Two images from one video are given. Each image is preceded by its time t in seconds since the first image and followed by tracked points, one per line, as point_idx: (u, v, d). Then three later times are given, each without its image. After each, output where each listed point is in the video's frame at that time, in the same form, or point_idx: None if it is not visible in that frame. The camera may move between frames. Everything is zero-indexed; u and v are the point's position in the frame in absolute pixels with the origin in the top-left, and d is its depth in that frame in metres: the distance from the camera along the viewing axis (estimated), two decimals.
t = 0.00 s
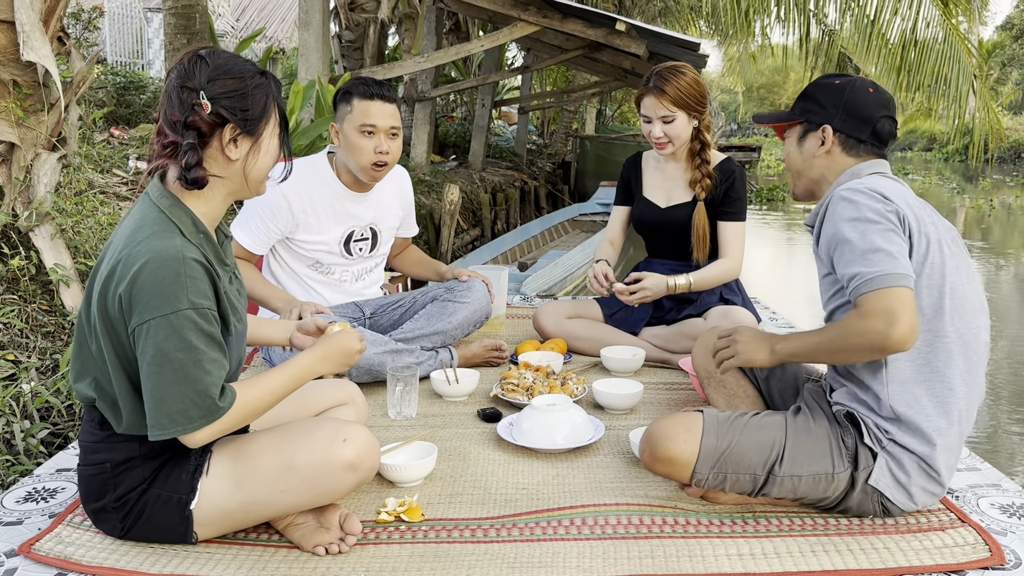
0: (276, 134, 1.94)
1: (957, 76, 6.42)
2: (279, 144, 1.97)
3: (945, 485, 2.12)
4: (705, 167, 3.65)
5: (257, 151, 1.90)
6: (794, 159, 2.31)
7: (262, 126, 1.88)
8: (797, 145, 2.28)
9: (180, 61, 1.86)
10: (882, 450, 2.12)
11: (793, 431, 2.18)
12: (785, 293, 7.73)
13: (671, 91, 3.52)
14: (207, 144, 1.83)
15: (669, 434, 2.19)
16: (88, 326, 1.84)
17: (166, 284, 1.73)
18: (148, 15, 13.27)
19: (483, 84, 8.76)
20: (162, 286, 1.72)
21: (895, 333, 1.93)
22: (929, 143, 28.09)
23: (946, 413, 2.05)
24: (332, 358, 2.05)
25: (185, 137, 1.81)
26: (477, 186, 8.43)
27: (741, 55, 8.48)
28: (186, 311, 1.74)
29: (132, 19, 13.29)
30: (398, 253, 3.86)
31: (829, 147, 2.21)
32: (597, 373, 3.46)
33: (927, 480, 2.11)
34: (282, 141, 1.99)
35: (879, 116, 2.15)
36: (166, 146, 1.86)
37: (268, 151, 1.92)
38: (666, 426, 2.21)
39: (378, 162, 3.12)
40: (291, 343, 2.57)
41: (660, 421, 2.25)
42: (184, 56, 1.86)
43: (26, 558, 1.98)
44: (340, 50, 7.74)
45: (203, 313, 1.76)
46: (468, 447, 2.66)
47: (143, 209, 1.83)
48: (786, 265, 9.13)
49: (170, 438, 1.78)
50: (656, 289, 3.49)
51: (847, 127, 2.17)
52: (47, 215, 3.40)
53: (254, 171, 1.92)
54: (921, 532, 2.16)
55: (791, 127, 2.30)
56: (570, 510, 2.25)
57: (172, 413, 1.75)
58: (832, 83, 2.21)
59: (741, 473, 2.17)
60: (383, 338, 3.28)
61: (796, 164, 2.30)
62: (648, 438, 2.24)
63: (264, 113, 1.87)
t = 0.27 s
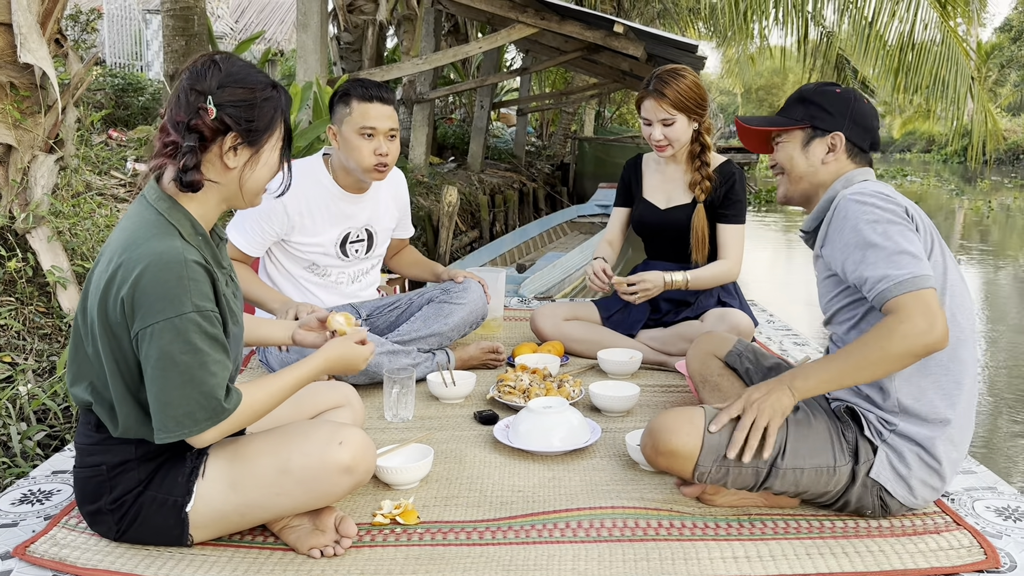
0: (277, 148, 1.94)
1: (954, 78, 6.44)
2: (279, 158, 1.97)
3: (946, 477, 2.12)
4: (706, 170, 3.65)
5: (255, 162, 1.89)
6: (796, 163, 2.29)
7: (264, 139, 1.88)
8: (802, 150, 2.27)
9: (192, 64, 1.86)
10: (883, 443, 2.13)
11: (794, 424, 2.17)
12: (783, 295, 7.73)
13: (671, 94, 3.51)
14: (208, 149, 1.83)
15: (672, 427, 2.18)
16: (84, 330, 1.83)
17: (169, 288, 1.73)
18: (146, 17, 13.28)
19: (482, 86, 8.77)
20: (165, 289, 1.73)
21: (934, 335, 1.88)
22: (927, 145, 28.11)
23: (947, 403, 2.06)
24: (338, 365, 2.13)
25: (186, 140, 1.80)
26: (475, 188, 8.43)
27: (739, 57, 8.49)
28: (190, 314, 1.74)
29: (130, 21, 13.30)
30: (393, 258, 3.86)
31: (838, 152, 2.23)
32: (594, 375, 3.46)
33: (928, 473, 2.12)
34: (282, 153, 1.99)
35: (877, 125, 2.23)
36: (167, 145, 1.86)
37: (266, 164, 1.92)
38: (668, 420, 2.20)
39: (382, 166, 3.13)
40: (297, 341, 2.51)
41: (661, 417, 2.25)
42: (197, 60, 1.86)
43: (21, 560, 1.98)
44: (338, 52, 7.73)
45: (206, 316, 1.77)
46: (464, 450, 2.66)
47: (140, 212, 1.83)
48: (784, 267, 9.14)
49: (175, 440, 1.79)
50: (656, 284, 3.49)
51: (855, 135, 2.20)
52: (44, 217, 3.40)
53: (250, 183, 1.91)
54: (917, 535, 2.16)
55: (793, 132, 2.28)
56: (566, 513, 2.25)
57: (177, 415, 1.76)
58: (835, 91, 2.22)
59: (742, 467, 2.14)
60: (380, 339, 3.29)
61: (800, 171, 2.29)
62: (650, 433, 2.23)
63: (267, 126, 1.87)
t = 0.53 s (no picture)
0: (278, 177, 1.94)
1: (952, 80, 6.45)
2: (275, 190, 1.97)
3: (941, 480, 2.12)
4: (703, 171, 3.66)
5: (250, 184, 1.89)
6: (784, 172, 2.25)
7: (268, 166, 1.89)
8: (791, 159, 2.23)
9: (225, 74, 1.88)
10: (878, 447, 2.13)
11: (789, 429, 2.17)
12: (781, 297, 7.74)
13: (671, 96, 3.51)
14: (212, 155, 1.82)
15: (665, 428, 2.20)
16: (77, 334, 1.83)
17: (163, 290, 1.73)
18: (145, 18, 13.28)
19: (480, 87, 8.77)
20: (158, 291, 1.73)
21: (899, 361, 1.94)
22: (926, 146, 28.16)
23: (940, 407, 2.07)
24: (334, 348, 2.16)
25: (192, 140, 1.79)
26: (474, 189, 8.44)
27: (738, 59, 8.49)
28: (185, 315, 1.74)
29: (130, 23, 13.32)
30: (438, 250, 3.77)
31: (828, 156, 2.21)
32: (591, 376, 3.47)
33: (922, 476, 2.12)
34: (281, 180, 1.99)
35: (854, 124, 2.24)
36: (172, 143, 1.85)
37: (258, 191, 1.91)
38: (659, 422, 2.23)
39: (381, 182, 3.08)
40: (297, 328, 2.55)
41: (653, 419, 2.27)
42: (231, 72, 1.88)
43: (16, 562, 1.98)
44: (336, 54, 7.73)
45: (201, 316, 1.77)
46: (460, 451, 2.66)
47: (130, 215, 1.82)
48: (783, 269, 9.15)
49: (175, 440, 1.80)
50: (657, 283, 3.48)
51: (840, 136, 2.20)
52: (40, 219, 3.40)
53: (236, 205, 1.91)
54: (912, 535, 2.16)
55: (779, 143, 2.23)
56: (561, 514, 2.25)
57: (176, 416, 1.77)
58: (812, 96, 2.20)
59: (735, 469, 2.15)
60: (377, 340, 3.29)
61: (792, 180, 2.25)
62: (644, 435, 2.26)
63: (276, 154, 1.88)
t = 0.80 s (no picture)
0: (271, 172, 1.93)
1: (951, 81, 6.45)
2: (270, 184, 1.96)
3: (938, 487, 2.11)
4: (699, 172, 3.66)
5: (243, 182, 1.88)
6: (761, 184, 2.24)
7: (259, 162, 1.88)
8: (766, 170, 2.22)
9: (210, 72, 1.88)
10: (874, 456, 2.12)
11: (784, 442, 2.16)
12: (780, 298, 7.73)
13: (668, 97, 3.52)
14: (201, 156, 1.81)
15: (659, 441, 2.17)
16: (72, 335, 1.83)
17: (156, 290, 1.73)
18: (144, 20, 13.29)
19: (479, 89, 8.78)
20: (151, 291, 1.72)
21: (861, 368, 1.94)
22: (925, 148, 28.18)
23: (938, 416, 2.04)
24: (328, 348, 2.14)
25: (181, 142, 1.79)
26: (472, 191, 8.43)
27: (736, 61, 8.49)
28: (178, 315, 1.74)
29: (129, 24, 13.34)
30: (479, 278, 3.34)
31: (803, 161, 2.18)
32: (589, 377, 3.46)
33: (920, 483, 2.11)
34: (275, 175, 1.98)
35: (828, 121, 2.22)
36: (162, 146, 1.85)
37: (252, 188, 1.90)
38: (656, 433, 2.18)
39: (382, 205, 2.96)
40: (287, 330, 2.53)
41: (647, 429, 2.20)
42: (216, 69, 1.87)
43: (12, 564, 1.97)
44: (335, 55, 7.72)
45: (194, 316, 1.77)
46: (457, 452, 2.66)
47: (124, 216, 1.82)
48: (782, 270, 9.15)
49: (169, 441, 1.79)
50: (653, 280, 3.48)
51: (812, 138, 2.18)
52: (37, 220, 3.40)
53: (233, 202, 1.90)
54: (909, 534, 2.16)
55: (752, 156, 2.23)
56: (557, 515, 2.24)
57: (170, 417, 1.76)
58: (776, 105, 2.20)
59: (730, 482, 2.17)
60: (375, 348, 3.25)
61: (771, 191, 2.24)
62: (636, 448, 2.20)
63: (266, 150, 1.87)
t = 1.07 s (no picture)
0: (268, 165, 1.92)
1: (950, 82, 6.45)
2: (268, 176, 1.94)
3: (942, 494, 2.11)
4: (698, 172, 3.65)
5: (240, 175, 1.87)
6: (750, 192, 2.23)
7: (254, 154, 1.86)
8: (754, 177, 2.20)
9: (202, 67, 1.87)
10: (878, 464, 2.11)
11: (786, 450, 2.16)
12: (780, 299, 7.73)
13: (667, 96, 3.52)
14: (196, 151, 1.81)
15: (660, 450, 2.15)
16: (73, 330, 1.82)
17: (157, 285, 1.72)
18: (143, 21, 13.29)
19: (478, 90, 8.77)
20: (152, 286, 1.72)
21: (820, 386, 1.96)
22: (924, 149, 28.21)
23: (941, 423, 2.03)
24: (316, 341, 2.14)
25: (176, 138, 1.79)
26: (472, 192, 8.42)
27: (735, 62, 8.49)
28: (178, 310, 1.73)
29: (127, 26, 13.34)
30: (494, 314, 3.00)
31: (790, 167, 2.17)
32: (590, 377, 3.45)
33: (925, 491, 2.10)
34: (272, 170, 1.96)
35: (814, 123, 2.19)
36: (157, 143, 1.86)
37: (250, 180, 1.89)
38: (657, 442, 2.16)
39: (390, 238, 2.80)
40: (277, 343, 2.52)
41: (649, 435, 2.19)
42: (207, 64, 1.87)
43: (11, 566, 1.96)
44: (334, 56, 7.72)
45: (195, 311, 1.76)
46: (458, 453, 2.65)
47: (126, 212, 1.82)
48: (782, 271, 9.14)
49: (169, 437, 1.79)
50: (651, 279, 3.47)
51: (799, 142, 2.16)
52: (37, 221, 3.39)
53: (230, 195, 1.89)
54: (912, 535, 2.15)
55: (739, 164, 2.21)
56: (559, 516, 2.23)
57: (170, 412, 1.76)
58: (760, 110, 2.18)
59: (730, 491, 2.17)
60: (377, 353, 3.22)
61: (761, 199, 2.22)
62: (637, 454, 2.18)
63: (260, 141, 1.86)
